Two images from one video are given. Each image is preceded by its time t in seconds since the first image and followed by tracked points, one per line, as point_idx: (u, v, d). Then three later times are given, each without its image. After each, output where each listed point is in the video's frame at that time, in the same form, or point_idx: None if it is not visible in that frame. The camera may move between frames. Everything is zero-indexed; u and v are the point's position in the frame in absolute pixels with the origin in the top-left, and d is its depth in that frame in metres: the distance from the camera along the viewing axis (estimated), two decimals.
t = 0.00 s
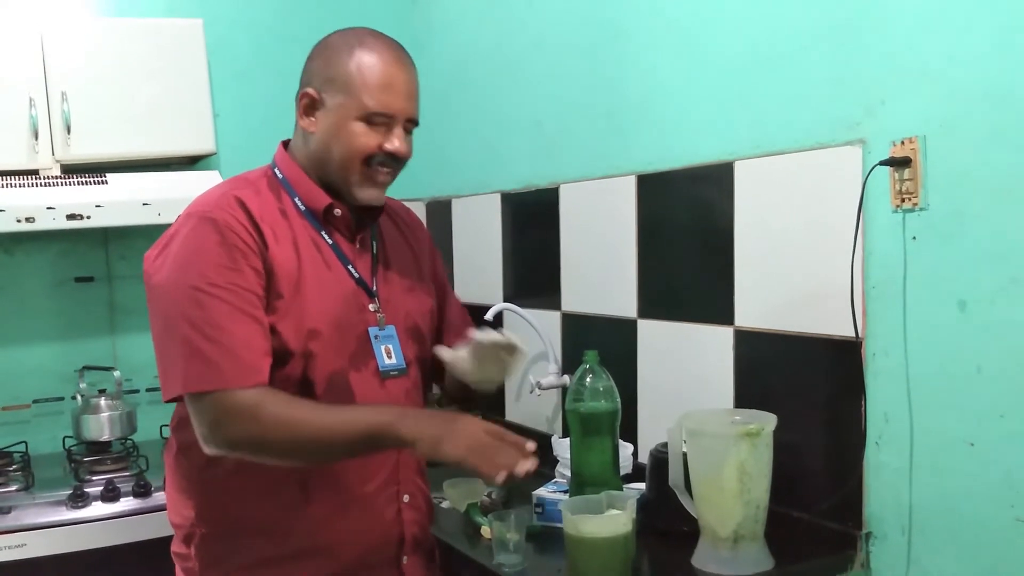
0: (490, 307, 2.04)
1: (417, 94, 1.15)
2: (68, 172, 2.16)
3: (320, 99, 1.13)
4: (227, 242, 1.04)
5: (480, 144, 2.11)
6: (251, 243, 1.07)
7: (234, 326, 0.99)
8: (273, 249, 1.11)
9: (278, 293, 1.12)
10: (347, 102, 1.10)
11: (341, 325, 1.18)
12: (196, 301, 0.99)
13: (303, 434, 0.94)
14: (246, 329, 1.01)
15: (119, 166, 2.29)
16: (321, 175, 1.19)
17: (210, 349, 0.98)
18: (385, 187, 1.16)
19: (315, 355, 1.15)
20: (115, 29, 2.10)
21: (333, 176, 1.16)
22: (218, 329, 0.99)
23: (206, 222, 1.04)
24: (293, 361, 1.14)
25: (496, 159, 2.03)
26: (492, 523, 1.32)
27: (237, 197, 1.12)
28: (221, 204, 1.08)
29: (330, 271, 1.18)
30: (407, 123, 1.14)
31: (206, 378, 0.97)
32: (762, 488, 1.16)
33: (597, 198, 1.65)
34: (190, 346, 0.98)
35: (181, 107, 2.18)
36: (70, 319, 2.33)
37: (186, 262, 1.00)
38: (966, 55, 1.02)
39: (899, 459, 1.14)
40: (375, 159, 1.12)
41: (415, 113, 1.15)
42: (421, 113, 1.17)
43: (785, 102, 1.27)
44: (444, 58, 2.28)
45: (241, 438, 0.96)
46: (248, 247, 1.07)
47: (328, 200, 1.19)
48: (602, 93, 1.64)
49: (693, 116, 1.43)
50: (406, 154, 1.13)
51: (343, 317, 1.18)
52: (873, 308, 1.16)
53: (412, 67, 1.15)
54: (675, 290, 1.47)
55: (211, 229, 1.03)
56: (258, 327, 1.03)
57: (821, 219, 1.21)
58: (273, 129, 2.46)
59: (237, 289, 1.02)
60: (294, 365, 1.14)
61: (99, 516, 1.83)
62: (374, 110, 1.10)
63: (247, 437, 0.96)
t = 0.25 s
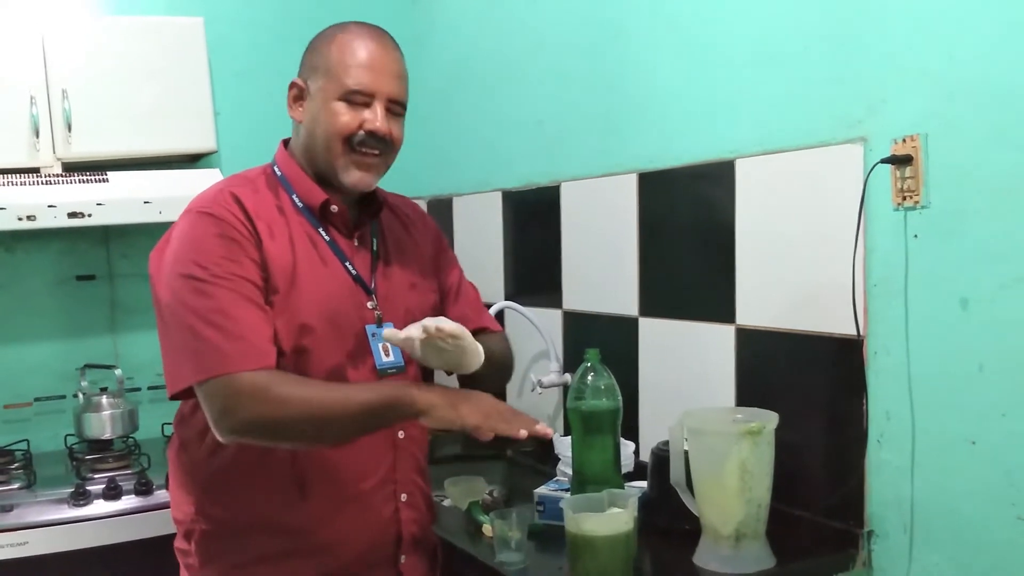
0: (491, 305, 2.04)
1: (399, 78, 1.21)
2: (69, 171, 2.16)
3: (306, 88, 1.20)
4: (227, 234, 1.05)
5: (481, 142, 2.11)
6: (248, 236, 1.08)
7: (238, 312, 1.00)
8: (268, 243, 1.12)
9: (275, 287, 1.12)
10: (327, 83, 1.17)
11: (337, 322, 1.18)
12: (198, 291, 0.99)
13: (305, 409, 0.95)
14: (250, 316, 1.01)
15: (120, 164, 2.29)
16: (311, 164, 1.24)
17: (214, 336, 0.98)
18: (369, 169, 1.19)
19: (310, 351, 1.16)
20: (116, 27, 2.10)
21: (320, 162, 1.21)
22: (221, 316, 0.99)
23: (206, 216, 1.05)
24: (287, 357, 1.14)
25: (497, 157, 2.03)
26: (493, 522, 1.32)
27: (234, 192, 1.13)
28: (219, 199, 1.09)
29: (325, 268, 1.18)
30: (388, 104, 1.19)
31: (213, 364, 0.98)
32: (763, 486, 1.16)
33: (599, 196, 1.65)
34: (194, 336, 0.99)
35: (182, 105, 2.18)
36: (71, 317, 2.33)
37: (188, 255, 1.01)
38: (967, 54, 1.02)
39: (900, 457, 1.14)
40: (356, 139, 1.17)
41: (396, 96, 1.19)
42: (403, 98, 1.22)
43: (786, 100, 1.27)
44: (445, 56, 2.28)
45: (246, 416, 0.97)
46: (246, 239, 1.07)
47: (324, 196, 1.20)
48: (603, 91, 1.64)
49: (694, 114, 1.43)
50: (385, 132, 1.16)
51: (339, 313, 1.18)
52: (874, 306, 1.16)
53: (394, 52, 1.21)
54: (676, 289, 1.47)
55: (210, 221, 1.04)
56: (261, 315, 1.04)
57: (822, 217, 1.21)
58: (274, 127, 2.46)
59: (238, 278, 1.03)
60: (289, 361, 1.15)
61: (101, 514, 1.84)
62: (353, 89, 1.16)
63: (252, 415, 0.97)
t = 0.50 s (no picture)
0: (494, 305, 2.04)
1: (397, 75, 1.21)
2: (72, 171, 2.17)
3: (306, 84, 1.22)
4: (223, 233, 1.05)
5: (484, 143, 2.11)
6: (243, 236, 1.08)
7: (232, 312, 1.00)
8: (264, 244, 1.12)
9: (270, 287, 1.13)
10: (322, 79, 1.18)
11: (333, 323, 1.18)
12: (193, 290, 1.00)
13: (292, 411, 0.94)
14: (244, 315, 1.02)
15: (123, 164, 2.29)
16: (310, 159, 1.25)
17: (209, 335, 0.98)
18: (362, 164, 1.19)
19: (304, 352, 1.16)
20: (119, 28, 2.10)
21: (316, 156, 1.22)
22: (215, 315, 0.99)
23: (203, 215, 1.06)
24: (281, 358, 1.15)
25: (499, 157, 2.03)
26: (494, 521, 1.32)
27: (233, 191, 1.13)
28: (217, 198, 1.10)
29: (324, 269, 1.19)
30: (382, 100, 1.19)
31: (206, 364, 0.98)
32: (765, 487, 1.16)
33: (601, 196, 1.65)
34: (188, 334, 0.99)
35: (185, 106, 2.18)
36: (74, 317, 2.33)
37: (185, 254, 1.02)
38: (970, 54, 1.02)
39: (902, 458, 1.14)
40: (348, 133, 1.17)
41: (392, 92, 1.19)
42: (401, 93, 1.21)
43: (789, 100, 1.26)
44: (448, 57, 2.28)
45: (236, 418, 0.96)
46: (242, 238, 1.08)
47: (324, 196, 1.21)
48: (605, 91, 1.64)
49: (696, 115, 1.43)
50: (376, 126, 1.17)
51: (336, 315, 1.18)
52: (876, 306, 1.15)
53: (393, 49, 1.21)
54: (679, 289, 1.47)
55: (207, 221, 1.05)
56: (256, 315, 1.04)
57: (825, 217, 1.21)
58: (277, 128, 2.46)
59: (234, 278, 1.03)
60: (283, 362, 1.15)
61: (103, 514, 1.84)
62: (345, 85, 1.17)
63: (241, 417, 0.96)
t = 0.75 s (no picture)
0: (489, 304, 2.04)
1: (383, 66, 1.22)
2: (66, 169, 2.16)
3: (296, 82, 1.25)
4: (206, 235, 1.06)
5: (479, 141, 2.11)
6: (232, 237, 1.09)
7: (205, 315, 1.01)
8: (253, 245, 1.12)
9: (261, 287, 1.12)
10: (310, 72, 1.20)
11: (326, 324, 1.17)
12: (175, 292, 1.02)
13: (251, 419, 0.93)
14: (218, 320, 1.02)
15: (117, 162, 2.28)
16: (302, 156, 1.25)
17: (179, 338, 1.00)
18: (349, 154, 1.19)
19: (298, 352, 1.15)
20: (114, 25, 2.09)
21: (305, 151, 1.22)
22: (188, 318, 1.01)
23: (191, 217, 1.07)
24: (274, 358, 1.14)
25: (495, 155, 2.03)
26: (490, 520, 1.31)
27: (227, 191, 1.14)
28: (208, 198, 1.11)
29: (318, 268, 1.18)
30: (368, 90, 1.20)
31: (172, 365, 0.99)
32: (760, 485, 1.16)
33: (597, 194, 1.65)
34: (160, 335, 1.01)
35: (180, 103, 2.18)
36: (69, 316, 2.33)
37: (168, 254, 1.04)
38: (965, 52, 1.02)
39: (897, 456, 1.14)
40: (334, 123, 1.18)
41: (377, 82, 1.20)
42: (389, 85, 1.22)
43: (784, 98, 1.26)
44: (444, 55, 2.28)
45: (199, 422, 0.97)
46: (228, 240, 1.08)
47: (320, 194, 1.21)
48: (601, 89, 1.64)
49: (692, 113, 1.43)
50: (360, 113, 1.17)
51: (329, 316, 1.18)
52: (871, 305, 1.15)
53: (381, 42, 1.22)
54: (674, 288, 1.47)
55: (191, 222, 1.07)
56: (234, 319, 1.04)
57: (820, 215, 1.21)
58: (272, 125, 2.46)
59: (214, 281, 1.04)
60: (276, 363, 1.14)
61: (98, 513, 1.83)
62: (331, 75, 1.18)
63: (204, 420, 0.96)
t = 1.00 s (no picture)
0: (496, 308, 2.04)
1: (382, 67, 1.22)
2: (74, 176, 2.17)
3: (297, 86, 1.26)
4: (207, 243, 1.07)
5: (484, 145, 2.11)
6: (234, 246, 1.09)
7: (201, 326, 1.02)
8: (256, 252, 1.13)
9: (264, 295, 1.13)
10: (310, 75, 1.21)
11: (332, 330, 1.18)
12: (174, 301, 1.02)
13: (238, 433, 0.93)
14: (214, 330, 1.03)
15: (124, 169, 2.30)
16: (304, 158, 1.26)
17: (175, 347, 1.01)
18: (348, 155, 1.19)
19: (304, 359, 1.15)
20: (120, 32, 2.11)
21: (306, 153, 1.23)
22: (184, 328, 1.01)
23: (193, 226, 1.08)
24: (281, 365, 1.14)
25: (500, 159, 2.03)
26: (497, 524, 1.31)
27: (231, 198, 1.15)
28: (212, 206, 1.12)
29: (323, 273, 1.19)
30: (366, 91, 1.20)
31: (165, 375, 0.99)
32: (768, 488, 1.16)
33: (603, 198, 1.65)
34: (157, 343, 1.02)
35: (187, 109, 2.19)
36: (77, 322, 2.34)
37: (170, 262, 1.06)
38: (971, 54, 1.02)
39: (906, 459, 1.13)
40: (333, 125, 1.18)
41: (377, 83, 1.21)
42: (388, 86, 1.23)
43: (790, 101, 1.26)
44: (449, 59, 2.28)
45: (191, 433, 0.97)
46: (230, 248, 1.09)
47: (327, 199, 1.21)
48: (606, 93, 1.64)
49: (697, 116, 1.43)
50: (359, 114, 1.17)
51: (335, 322, 1.18)
52: (879, 308, 1.15)
53: (381, 44, 1.23)
54: (681, 291, 1.47)
55: (193, 230, 1.07)
56: (233, 329, 1.05)
57: (827, 218, 1.21)
58: (278, 131, 2.46)
59: (213, 290, 1.04)
60: (282, 370, 1.14)
61: (107, 518, 1.84)
62: (329, 77, 1.19)
63: (195, 432, 0.97)
